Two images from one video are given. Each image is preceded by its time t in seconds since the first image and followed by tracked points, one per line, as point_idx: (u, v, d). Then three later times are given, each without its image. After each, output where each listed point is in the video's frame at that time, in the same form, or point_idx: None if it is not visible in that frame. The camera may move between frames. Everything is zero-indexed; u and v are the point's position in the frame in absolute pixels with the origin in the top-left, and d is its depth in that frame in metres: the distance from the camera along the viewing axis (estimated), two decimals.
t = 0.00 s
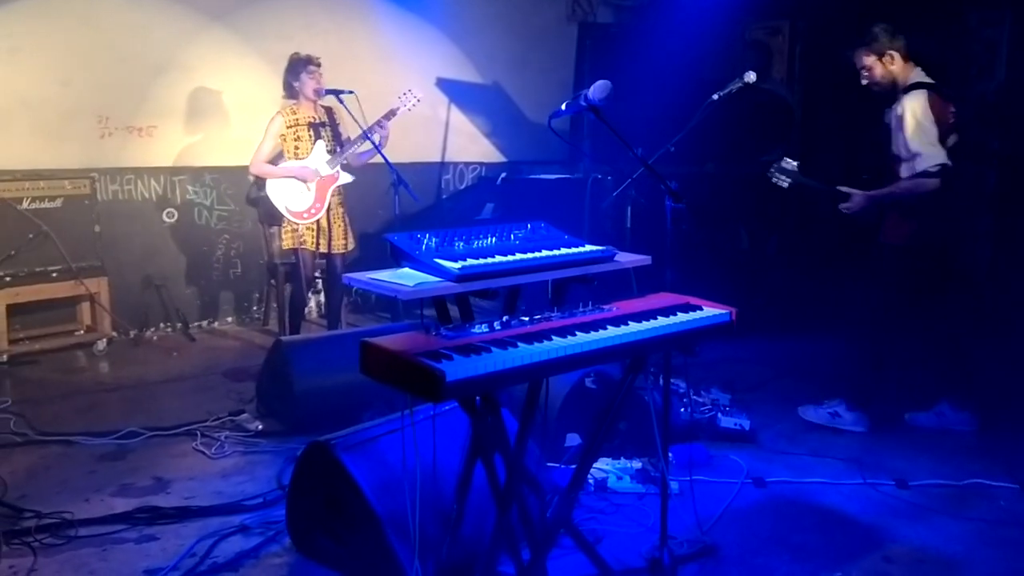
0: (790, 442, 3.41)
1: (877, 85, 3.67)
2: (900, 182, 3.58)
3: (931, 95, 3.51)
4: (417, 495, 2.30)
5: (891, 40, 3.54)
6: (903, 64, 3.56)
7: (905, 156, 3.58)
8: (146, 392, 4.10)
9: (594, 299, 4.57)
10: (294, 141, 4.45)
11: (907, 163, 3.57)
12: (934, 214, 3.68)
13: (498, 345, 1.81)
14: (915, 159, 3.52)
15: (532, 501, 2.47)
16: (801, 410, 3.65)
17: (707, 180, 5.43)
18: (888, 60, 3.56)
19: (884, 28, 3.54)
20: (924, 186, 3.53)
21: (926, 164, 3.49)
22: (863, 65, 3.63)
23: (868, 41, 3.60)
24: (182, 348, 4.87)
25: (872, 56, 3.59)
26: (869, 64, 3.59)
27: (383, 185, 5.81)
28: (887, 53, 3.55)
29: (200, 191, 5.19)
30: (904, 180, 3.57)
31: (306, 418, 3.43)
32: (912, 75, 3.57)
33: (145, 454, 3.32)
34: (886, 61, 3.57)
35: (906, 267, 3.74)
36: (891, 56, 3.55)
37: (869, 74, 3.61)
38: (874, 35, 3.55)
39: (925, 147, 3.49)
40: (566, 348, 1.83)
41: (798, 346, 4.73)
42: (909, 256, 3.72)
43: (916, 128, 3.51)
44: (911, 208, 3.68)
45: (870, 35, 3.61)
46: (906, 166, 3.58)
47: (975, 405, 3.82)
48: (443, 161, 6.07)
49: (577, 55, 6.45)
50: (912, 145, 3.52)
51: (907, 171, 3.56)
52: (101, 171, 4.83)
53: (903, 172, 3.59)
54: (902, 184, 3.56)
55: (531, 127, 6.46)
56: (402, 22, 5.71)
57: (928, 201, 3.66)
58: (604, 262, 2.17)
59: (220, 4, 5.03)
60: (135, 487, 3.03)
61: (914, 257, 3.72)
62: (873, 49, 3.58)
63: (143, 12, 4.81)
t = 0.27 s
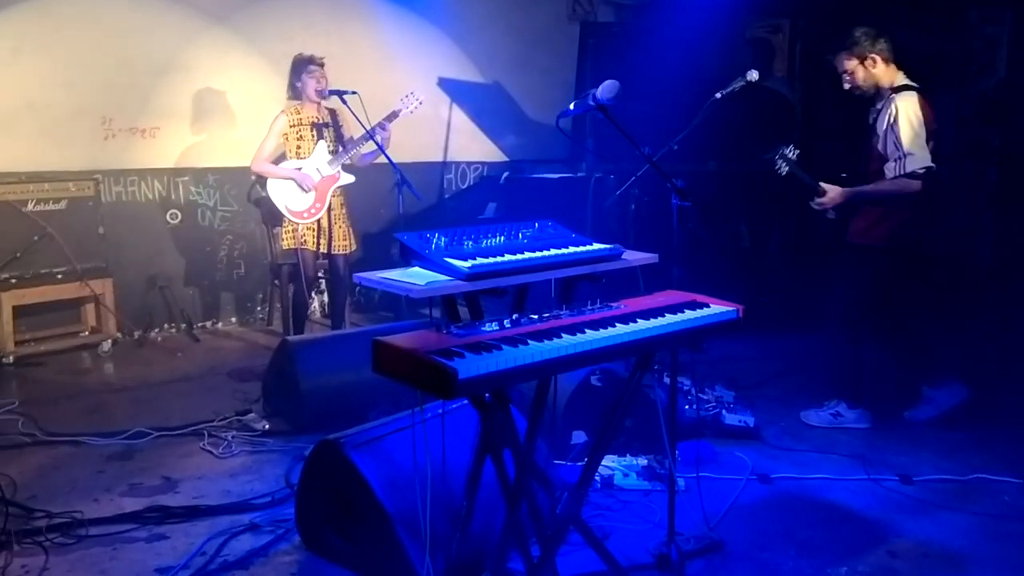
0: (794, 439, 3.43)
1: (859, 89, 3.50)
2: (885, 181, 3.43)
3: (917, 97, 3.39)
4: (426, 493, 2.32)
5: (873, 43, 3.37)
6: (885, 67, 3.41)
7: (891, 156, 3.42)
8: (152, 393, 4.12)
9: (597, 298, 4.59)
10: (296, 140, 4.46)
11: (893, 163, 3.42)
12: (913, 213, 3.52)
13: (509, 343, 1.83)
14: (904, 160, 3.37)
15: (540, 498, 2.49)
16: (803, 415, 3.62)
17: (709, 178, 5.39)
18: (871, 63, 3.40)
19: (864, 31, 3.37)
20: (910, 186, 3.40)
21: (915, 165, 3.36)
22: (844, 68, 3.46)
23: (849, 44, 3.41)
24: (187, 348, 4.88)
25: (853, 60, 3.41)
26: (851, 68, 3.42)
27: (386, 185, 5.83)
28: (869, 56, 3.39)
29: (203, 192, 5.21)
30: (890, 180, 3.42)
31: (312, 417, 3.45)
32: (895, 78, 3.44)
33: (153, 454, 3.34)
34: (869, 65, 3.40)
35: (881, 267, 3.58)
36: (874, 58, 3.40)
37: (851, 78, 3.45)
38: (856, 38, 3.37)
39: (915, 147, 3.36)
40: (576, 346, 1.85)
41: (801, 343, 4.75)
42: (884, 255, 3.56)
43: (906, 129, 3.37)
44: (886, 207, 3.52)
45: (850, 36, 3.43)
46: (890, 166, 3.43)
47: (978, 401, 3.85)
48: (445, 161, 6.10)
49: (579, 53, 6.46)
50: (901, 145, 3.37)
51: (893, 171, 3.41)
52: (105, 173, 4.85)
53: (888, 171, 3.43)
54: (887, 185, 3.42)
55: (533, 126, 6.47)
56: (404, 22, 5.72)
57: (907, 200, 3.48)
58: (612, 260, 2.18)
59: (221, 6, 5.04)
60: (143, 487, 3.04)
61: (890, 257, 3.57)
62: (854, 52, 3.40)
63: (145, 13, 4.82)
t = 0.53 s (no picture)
0: (800, 434, 3.45)
1: (846, 81, 3.45)
2: (885, 170, 3.33)
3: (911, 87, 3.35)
4: (438, 492, 2.34)
5: (860, 34, 3.31)
6: (873, 58, 3.36)
7: (891, 145, 3.34)
8: (160, 397, 4.14)
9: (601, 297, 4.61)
10: (301, 145, 4.50)
11: (894, 152, 3.32)
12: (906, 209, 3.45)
13: (521, 341, 1.85)
14: (906, 148, 3.29)
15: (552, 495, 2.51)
16: (809, 410, 3.64)
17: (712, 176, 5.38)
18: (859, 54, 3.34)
19: (850, 21, 3.31)
20: (910, 175, 3.32)
21: (917, 153, 3.28)
22: (831, 60, 3.39)
23: (835, 36, 3.35)
24: (193, 352, 4.90)
25: (841, 51, 3.35)
26: (839, 60, 3.37)
27: (390, 187, 5.86)
28: (857, 46, 3.32)
29: (207, 197, 5.23)
30: (892, 169, 3.32)
31: (321, 419, 3.47)
32: (883, 69, 3.39)
33: (163, 457, 3.36)
34: (856, 56, 3.35)
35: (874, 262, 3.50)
36: (862, 49, 3.33)
37: (838, 70, 3.39)
38: (841, 29, 3.31)
39: (916, 135, 3.29)
40: (587, 343, 1.87)
41: (805, 339, 4.77)
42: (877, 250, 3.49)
43: (906, 117, 3.30)
44: (880, 200, 3.42)
45: (835, 28, 3.37)
46: (891, 155, 3.33)
47: (981, 394, 3.87)
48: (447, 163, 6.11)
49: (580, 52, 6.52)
50: (902, 133, 3.30)
51: (895, 159, 3.31)
52: (109, 179, 4.87)
53: (888, 160, 3.34)
54: (888, 175, 3.32)
55: (534, 127, 6.50)
56: (405, 25, 5.75)
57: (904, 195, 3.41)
58: (621, 258, 2.21)
59: (222, 11, 5.06)
60: (155, 490, 3.06)
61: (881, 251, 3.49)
62: (841, 43, 3.34)
63: (147, 20, 4.84)
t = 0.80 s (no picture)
0: (805, 426, 3.47)
1: (833, 74, 3.45)
2: (885, 161, 3.35)
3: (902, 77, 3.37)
4: (449, 488, 2.35)
5: (845, 26, 3.33)
6: (859, 50, 3.38)
7: (888, 136, 3.36)
8: (167, 399, 4.15)
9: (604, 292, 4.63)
10: (305, 145, 4.51)
11: (892, 143, 3.35)
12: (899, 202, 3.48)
13: (531, 336, 1.87)
14: (905, 138, 3.31)
15: (562, 489, 2.53)
16: (812, 402, 3.66)
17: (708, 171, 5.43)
18: (845, 46, 3.36)
19: (835, 14, 3.33)
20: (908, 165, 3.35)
21: (916, 144, 3.31)
22: (817, 53, 3.40)
23: (821, 29, 3.37)
24: (199, 354, 4.92)
25: (827, 44, 3.36)
26: (826, 53, 3.37)
27: (391, 186, 5.87)
28: (844, 38, 3.34)
29: (210, 199, 5.25)
30: (890, 160, 3.34)
31: (327, 419, 3.49)
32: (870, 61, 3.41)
33: (172, 459, 3.37)
34: (843, 48, 3.36)
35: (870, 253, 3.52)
36: (848, 41, 3.35)
37: (826, 63, 3.40)
38: (827, 22, 3.33)
39: (913, 125, 3.31)
40: (596, 337, 1.89)
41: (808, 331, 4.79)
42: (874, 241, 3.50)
43: (903, 107, 3.31)
44: (879, 191, 3.42)
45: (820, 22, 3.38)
46: (889, 146, 3.35)
47: (985, 383, 3.89)
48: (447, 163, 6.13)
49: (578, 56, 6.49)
50: (900, 123, 3.32)
51: (893, 150, 3.34)
52: (112, 183, 4.88)
53: (887, 151, 3.35)
54: (887, 166, 3.35)
55: (534, 124, 6.52)
56: (403, 25, 5.75)
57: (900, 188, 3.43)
58: (627, 253, 2.22)
59: (221, 13, 5.07)
60: (166, 491, 3.08)
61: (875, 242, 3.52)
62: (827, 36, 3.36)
63: (147, 24, 4.85)
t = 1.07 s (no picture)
0: (806, 420, 3.48)
1: (822, 68, 3.45)
2: (877, 155, 3.36)
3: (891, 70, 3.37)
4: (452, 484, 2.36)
5: (834, 20, 3.31)
6: (847, 44, 3.38)
7: (879, 130, 3.36)
8: (170, 398, 4.16)
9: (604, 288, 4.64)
10: (307, 144, 4.50)
11: (883, 137, 3.35)
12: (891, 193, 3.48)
13: (534, 331, 1.87)
14: (896, 131, 3.32)
15: (565, 484, 2.53)
16: (814, 396, 3.67)
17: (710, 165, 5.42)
18: (834, 40, 3.35)
19: (823, 8, 3.30)
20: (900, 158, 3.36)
21: (907, 137, 3.32)
22: (806, 47, 3.38)
23: (809, 23, 3.35)
24: (201, 353, 4.92)
25: (816, 38, 3.34)
26: (815, 47, 3.36)
27: (392, 184, 5.88)
28: (833, 32, 3.33)
29: (210, 198, 5.25)
30: (882, 154, 3.35)
31: (330, 416, 3.49)
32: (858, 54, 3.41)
33: (176, 457, 3.38)
34: (832, 42, 3.35)
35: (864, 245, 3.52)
36: (837, 35, 3.34)
37: (815, 57, 3.39)
38: (816, 17, 3.31)
39: (904, 119, 3.33)
40: (599, 331, 1.89)
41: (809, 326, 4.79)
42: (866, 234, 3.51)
43: (894, 101, 3.32)
44: (870, 183, 3.42)
45: (808, 15, 3.35)
46: (881, 140, 3.35)
47: (986, 376, 3.90)
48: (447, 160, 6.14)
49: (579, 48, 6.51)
50: (891, 117, 3.33)
51: (885, 144, 3.34)
52: (113, 182, 4.89)
53: (878, 145, 3.36)
54: (878, 159, 3.35)
55: (534, 121, 6.52)
56: (402, 22, 5.76)
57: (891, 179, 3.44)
58: (629, 248, 2.23)
59: (220, 12, 5.07)
60: (169, 489, 3.09)
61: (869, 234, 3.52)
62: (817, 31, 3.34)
63: (146, 23, 4.85)
